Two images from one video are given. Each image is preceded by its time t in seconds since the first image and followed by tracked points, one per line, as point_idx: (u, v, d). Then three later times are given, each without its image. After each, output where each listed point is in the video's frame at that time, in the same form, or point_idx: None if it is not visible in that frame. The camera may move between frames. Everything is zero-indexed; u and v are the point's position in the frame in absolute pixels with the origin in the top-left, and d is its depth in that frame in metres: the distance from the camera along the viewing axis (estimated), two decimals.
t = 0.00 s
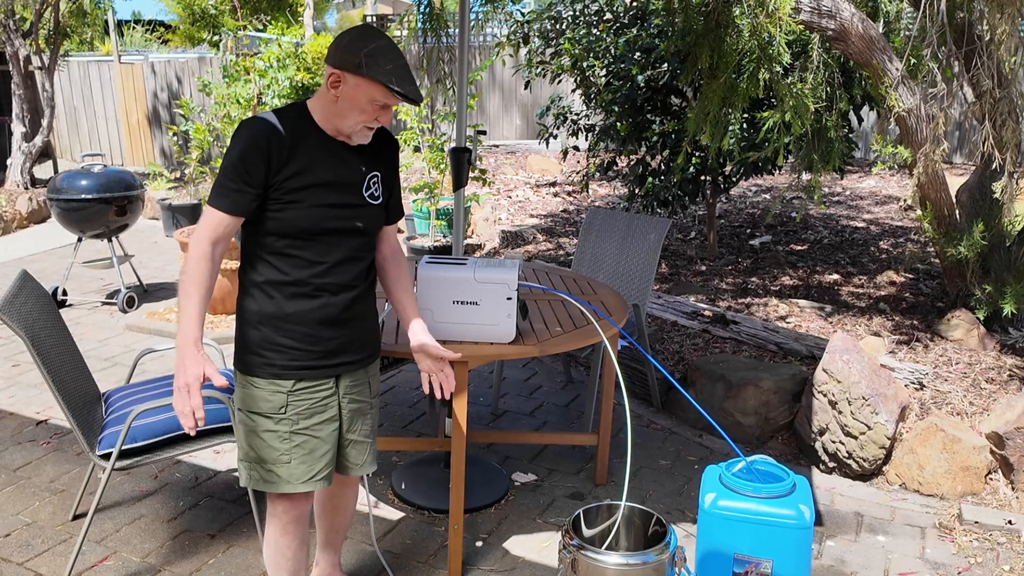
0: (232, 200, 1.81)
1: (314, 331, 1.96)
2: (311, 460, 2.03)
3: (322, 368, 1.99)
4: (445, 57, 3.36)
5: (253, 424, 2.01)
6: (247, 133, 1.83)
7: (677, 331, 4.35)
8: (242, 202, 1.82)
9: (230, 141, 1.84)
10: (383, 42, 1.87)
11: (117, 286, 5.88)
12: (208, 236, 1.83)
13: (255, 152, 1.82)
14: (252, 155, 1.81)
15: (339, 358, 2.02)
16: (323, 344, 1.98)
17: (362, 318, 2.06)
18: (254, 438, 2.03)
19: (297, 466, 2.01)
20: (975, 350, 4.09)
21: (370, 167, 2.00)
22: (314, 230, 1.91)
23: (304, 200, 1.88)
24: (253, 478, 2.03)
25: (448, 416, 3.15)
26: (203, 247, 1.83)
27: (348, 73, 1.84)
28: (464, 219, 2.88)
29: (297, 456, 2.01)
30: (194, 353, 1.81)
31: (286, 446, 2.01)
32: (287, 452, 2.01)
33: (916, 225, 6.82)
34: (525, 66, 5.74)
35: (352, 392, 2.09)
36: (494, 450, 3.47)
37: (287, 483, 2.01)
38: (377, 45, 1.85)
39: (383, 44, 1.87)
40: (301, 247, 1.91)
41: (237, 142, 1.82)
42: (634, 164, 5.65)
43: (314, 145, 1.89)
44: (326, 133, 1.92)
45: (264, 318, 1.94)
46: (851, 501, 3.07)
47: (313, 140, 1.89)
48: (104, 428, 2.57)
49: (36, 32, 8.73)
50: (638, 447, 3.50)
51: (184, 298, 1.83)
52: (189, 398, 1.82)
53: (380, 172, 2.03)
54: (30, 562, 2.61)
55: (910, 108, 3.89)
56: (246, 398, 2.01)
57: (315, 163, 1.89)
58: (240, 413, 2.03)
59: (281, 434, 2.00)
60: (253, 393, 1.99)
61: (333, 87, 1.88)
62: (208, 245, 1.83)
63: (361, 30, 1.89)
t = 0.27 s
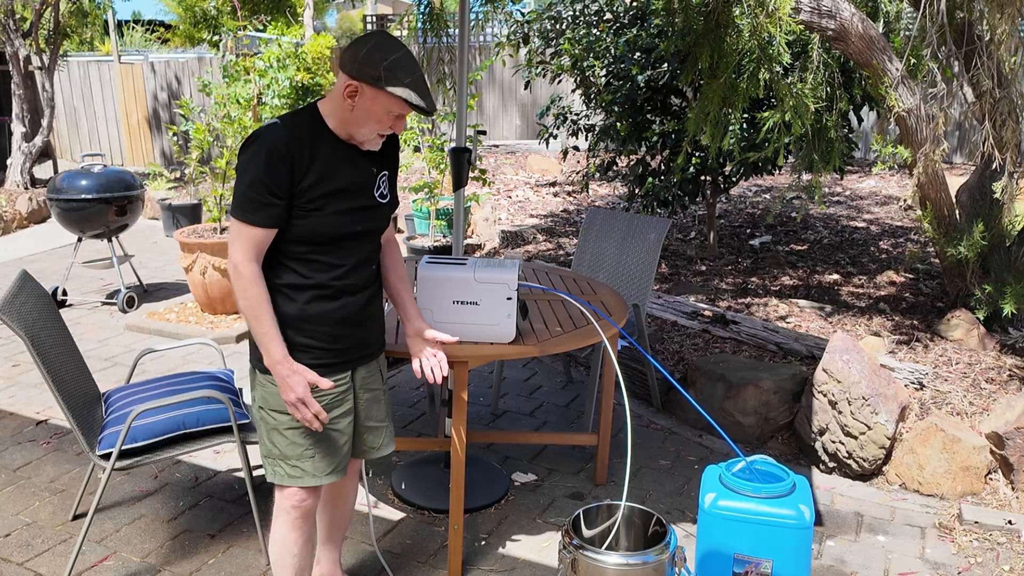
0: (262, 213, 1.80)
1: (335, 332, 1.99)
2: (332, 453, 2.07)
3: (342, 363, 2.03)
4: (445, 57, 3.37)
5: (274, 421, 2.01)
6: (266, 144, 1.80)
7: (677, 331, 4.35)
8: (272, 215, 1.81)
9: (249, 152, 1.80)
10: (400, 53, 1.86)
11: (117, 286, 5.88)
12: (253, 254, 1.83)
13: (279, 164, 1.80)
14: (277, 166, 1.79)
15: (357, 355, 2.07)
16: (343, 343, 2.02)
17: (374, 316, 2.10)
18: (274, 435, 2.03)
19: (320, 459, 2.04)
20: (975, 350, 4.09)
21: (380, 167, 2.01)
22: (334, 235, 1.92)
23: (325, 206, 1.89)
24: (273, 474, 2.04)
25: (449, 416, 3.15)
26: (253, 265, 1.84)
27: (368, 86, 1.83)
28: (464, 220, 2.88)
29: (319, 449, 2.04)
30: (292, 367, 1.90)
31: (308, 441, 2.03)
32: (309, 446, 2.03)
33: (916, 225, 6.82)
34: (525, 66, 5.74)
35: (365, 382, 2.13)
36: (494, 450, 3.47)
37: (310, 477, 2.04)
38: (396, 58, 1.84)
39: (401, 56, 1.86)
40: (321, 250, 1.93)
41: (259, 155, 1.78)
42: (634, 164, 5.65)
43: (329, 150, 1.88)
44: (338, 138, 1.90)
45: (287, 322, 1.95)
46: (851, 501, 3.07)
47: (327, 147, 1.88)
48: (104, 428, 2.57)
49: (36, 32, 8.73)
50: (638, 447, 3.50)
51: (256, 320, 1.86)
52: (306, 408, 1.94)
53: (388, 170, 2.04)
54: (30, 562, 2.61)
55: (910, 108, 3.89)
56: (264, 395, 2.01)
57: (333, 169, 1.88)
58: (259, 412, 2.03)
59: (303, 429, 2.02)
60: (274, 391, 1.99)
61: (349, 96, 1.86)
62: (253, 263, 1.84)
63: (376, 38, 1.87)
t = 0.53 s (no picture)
0: (273, 215, 1.81)
1: (342, 331, 2.01)
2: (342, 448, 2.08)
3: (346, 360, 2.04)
4: (446, 57, 3.36)
5: (285, 417, 2.03)
6: (275, 146, 1.81)
7: (677, 331, 4.35)
8: (281, 217, 1.82)
9: (258, 154, 1.81)
10: (406, 56, 1.85)
11: (117, 286, 5.88)
12: (266, 255, 1.84)
13: (287, 166, 1.80)
14: (287, 168, 1.81)
15: (362, 354, 2.08)
16: (349, 343, 2.03)
17: (379, 314, 2.11)
18: (286, 431, 2.05)
19: (331, 454, 2.05)
20: (975, 351, 4.09)
21: (386, 166, 2.01)
22: (341, 235, 1.93)
23: (333, 207, 1.90)
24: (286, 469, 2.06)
25: (449, 416, 3.15)
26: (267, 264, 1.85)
27: (373, 89, 1.83)
28: (464, 220, 2.88)
29: (330, 445, 2.05)
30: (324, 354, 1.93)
31: (319, 436, 2.04)
32: (320, 442, 2.04)
33: (916, 225, 6.82)
34: (525, 66, 5.74)
35: (370, 377, 2.15)
36: (494, 450, 3.47)
37: (322, 472, 2.05)
38: (402, 61, 1.84)
39: (407, 59, 1.85)
40: (328, 250, 1.94)
41: (267, 158, 1.79)
42: (633, 164, 5.64)
43: (337, 151, 1.88)
44: (345, 139, 1.90)
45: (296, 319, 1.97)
46: (851, 501, 3.07)
47: (334, 147, 1.88)
48: (104, 428, 2.57)
49: (36, 32, 8.72)
50: (638, 447, 3.50)
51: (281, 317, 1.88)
52: (347, 389, 1.99)
53: (393, 168, 2.05)
54: (30, 562, 2.61)
55: (910, 108, 3.89)
56: (275, 392, 2.02)
57: (341, 170, 1.89)
58: (270, 408, 2.05)
59: (313, 425, 2.03)
60: (284, 387, 2.01)
61: (355, 99, 1.86)
62: (267, 263, 1.85)
63: (383, 41, 1.87)
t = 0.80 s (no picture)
0: (274, 216, 1.80)
1: (345, 334, 2.00)
2: (344, 455, 2.08)
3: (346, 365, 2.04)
4: (446, 57, 3.36)
5: (287, 424, 2.04)
6: (276, 148, 1.81)
7: (677, 331, 4.35)
8: (283, 217, 1.82)
9: (260, 156, 1.82)
10: (404, 54, 1.84)
11: (117, 286, 5.88)
12: (266, 258, 1.84)
13: (288, 166, 1.81)
14: (287, 170, 1.81)
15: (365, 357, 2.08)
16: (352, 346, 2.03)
17: (382, 316, 2.11)
18: (288, 438, 2.06)
19: (332, 461, 2.06)
20: (975, 351, 4.09)
21: (387, 167, 2.01)
22: (344, 237, 1.93)
23: (335, 209, 1.90)
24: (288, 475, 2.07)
25: (449, 416, 3.15)
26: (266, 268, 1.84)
27: (371, 88, 1.82)
28: (464, 220, 2.88)
29: (332, 453, 2.06)
30: (330, 353, 1.93)
31: (321, 444, 2.05)
32: (322, 450, 2.05)
33: (916, 225, 6.82)
34: (525, 66, 5.74)
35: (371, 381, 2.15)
36: (494, 450, 3.47)
37: (324, 479, 2.06)
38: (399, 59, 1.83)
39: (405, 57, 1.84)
40: (330, 252, 1.94)
41: (267, 159, 1.80)
42: (633, 164, 5.64)
43: (338, 152, 1.88)
44: (344, 138, 1.90)
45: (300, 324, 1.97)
46: (851, 501, 3.07)
47: (335, 147, 1.88)
48: (104, 428, 2.57)
49: (35, 32, 8.72)
50: (638, 447, 3.50)
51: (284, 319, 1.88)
52: (359, 387, 1.97)
53: (393, 169, 2.05)
54: (30, 562, 2.61)
55: (910, 108, 3.89)
56: (277, 399, 2.03)
57: (341, 171, 1.89)
58: (272, 415, 2.05)
59: (314, 433, 2.03)
60: (286, 395, 2.01)
61: (352, 99, 1.86)
62: (268, 267, 1.84)
63: (380, 40, 1.86)
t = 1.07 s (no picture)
0: (274, 229, 1.79)
1: (351, 338, 2.01)
2: (350, 462, 2.10)
3: (353, 370, 2.05)
4: (446, 57, 3.36)
5: (292, 433, 2.02)
6: (274, 156, 1.79)
7: (676, 331, 4.35)
8: (285, 228, 1.81)
9: (257, 165, 1.79)
10: (399, 57, 1.83)
11: (117, 286, 5.88)
12: (268, 272, 1.82)
13: (288, 176, 1.79)
14: (287, 180, 1.79)
15: (372, 359, 2.09)
16: (358, 350, 2.04)
17: (386, 318, 2.13)
18: (293, 447, 2.05)
19: (340, 468, 2.07)
20: (975, 351, 4.09)
21: (384, 168, 2.02)
22: (347, 242, 1.93)
23: (337, 214, 1.89)
24: (293, 485, 2.06)
25: (449, 416, 3.15)
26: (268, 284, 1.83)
27: (368, 94, 1.81)
28: (464, 220, 2.87)
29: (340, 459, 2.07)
30: (323, 382, 1.92)
31: (329, 451, 2.05)
32: (329, 457, 2.05)
33: (916, 225, 6.82)
34: (525, 66, 5.74)
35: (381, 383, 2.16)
36: (494, 450, 3.47)
37: (331, 486, 2.07)
38: (395, 62, 1.82)
39: (401, 59, 1.83)
40: (334, 259, 1.94)
41: (266, 169, 1.78)
42: (634, 164, 5.64)
43: (337, 158, 1.87)
44: (340, 142, 1.90)
45: (305, 332, 1.97)
46: (851, 501, 3.07)
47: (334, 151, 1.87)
48: (104, 428, 2.57)
49: (36, 32, 8.72)
50: (638, 447, 3.50)
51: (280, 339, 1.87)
52: (342, 421, 1.97)
53: (390, 169, 2.05)
54: (30, 562, 2.61)
55: (910, 108, 3.89)
56: (281, 408, 2.01)
57: (341, 176, 1.88)
58: (276, 425, 2.04)
59: (323, 441, 2.04)
60: (292, 404, 2.00)
61: (348, 104, 1.84)
62: (269, 280, 1.83)
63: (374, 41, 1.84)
